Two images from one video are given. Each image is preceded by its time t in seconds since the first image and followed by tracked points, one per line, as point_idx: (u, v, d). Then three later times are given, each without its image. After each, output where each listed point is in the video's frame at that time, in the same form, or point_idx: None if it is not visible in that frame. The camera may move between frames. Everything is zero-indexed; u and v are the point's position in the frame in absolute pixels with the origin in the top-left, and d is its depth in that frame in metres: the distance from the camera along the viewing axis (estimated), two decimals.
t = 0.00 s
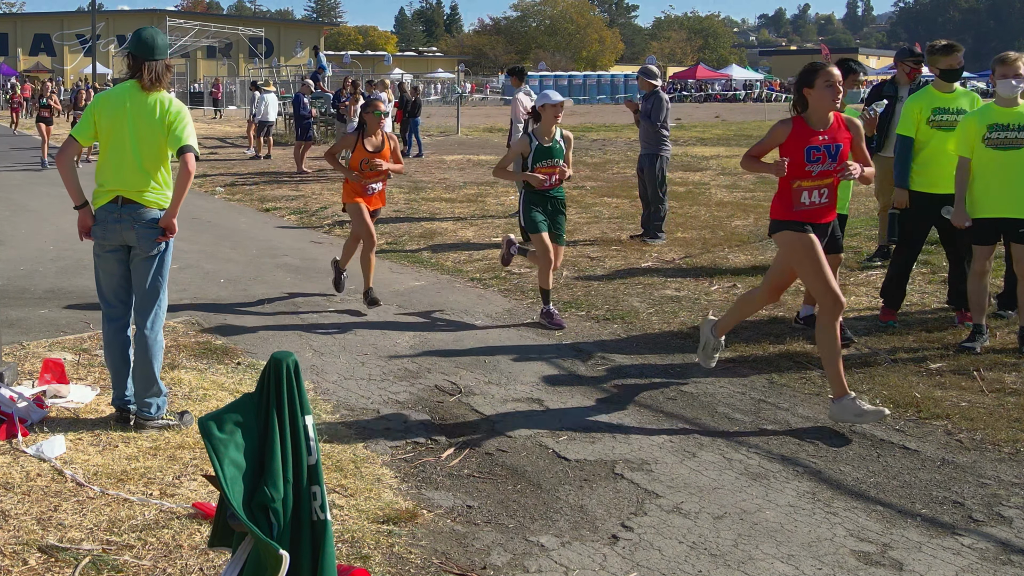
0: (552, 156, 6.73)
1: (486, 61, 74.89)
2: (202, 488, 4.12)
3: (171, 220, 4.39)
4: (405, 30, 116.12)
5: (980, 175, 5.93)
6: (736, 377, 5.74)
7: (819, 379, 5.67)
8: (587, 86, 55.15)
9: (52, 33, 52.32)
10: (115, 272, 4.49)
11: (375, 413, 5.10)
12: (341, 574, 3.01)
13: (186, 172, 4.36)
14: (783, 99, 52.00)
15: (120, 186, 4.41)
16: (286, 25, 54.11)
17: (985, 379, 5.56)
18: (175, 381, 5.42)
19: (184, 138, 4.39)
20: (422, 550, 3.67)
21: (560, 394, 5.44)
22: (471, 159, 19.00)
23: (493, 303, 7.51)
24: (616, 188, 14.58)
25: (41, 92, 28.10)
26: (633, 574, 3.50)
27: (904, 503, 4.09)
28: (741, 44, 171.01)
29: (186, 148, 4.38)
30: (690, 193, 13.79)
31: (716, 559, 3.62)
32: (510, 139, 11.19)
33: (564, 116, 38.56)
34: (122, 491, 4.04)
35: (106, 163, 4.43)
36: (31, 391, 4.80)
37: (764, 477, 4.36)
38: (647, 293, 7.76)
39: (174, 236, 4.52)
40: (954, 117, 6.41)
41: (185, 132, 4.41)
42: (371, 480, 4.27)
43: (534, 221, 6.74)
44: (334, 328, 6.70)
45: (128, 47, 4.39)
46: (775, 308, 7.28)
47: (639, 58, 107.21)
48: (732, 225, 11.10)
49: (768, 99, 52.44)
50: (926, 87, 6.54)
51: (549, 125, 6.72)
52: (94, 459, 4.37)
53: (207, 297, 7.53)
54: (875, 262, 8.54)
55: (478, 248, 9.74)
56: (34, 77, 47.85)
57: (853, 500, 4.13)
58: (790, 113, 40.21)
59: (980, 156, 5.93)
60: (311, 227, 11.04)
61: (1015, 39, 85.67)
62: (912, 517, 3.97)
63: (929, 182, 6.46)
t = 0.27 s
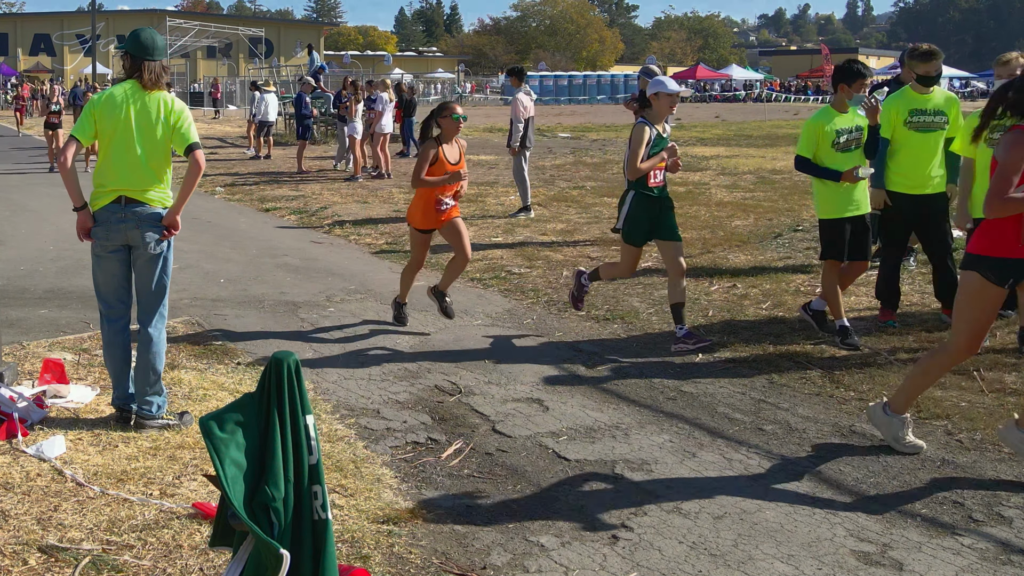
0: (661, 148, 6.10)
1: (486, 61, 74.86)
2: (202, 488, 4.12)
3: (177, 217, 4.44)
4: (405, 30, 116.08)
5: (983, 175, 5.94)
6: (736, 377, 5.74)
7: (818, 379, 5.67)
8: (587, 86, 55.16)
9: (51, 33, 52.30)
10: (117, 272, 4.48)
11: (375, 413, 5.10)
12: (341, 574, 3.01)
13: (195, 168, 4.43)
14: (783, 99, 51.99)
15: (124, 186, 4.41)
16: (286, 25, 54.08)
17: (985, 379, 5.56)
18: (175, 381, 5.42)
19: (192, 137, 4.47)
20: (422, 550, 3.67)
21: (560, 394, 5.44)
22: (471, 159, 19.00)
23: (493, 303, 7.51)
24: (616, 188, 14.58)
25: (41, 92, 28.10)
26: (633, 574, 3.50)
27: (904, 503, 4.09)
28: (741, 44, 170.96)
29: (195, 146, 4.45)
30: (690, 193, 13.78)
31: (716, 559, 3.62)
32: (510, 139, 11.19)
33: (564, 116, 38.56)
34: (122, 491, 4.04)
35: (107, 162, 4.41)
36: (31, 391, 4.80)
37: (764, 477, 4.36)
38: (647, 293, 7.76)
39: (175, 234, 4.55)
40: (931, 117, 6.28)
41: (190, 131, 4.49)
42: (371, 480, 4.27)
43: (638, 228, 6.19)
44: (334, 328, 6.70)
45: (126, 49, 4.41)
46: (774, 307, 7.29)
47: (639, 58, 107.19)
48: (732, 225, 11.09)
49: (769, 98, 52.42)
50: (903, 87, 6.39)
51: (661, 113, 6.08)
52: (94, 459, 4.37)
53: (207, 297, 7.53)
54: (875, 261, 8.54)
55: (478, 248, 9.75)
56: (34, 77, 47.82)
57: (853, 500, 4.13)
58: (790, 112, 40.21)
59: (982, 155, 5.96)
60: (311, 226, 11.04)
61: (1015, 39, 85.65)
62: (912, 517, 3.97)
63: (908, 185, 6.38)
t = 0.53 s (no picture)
0: (801, 164, 5.38)
1: (486, 61, 74.84)
2: (202, 488, 4.12)
3: (177, 216, 4.46)
4: (405, 30, 116.05)
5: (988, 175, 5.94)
6: (736, 377, 5.74)
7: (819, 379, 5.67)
8: (587, 86, 55.18)
9: (51, 33, 52.28)
10: (117, 273, 4.49)
11: (375, 413, 5.10)
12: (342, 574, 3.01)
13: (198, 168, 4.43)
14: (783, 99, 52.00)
15: (126, 186, 4.40)
16: (286, 25, 54.06)
17: (984, 379, 5.56)
18: (175, 381, 5.42)
19: (193, 138, 4.47)
20: (422, 550, 3.67)
21: (560, 394, 5.44)
22: (471, 159, 19.00)
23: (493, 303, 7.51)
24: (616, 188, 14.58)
25: (42, 92, 28.10)
26: (633, 574, 3.50)
27: (904, 503, 4.09)
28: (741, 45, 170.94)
29: (196, 146, 4.45)
30: (690, 193, 13.78)
31: (716, 559, 3.62)
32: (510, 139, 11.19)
33: (565, 116, 38.55)
34: (122, 491, 4.04)
35: (108, 163, 4.40)
36: (31, 391, 4.80)
37: (764, 477, 4.36)
38: (647, 293, 7.76)
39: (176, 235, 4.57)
40: (921, 116, 6.38)
41: (191, 132, 4.49)
42: (371, 480, 4.26)
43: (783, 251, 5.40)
44: (334, 328, 6.70)
45: (124, 51, 4.41)
46: (774, 307, 7.29)
47: (639, 58, 107.19)
48: (732, 225, 11.10)
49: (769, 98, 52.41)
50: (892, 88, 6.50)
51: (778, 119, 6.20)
52: (94, 459, 4.37)
53: (207, 297, 7.53)
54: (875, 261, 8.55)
55: (478, 248, 9.75)
56: (34, 77, 47.82)
57: (853, 500, 4.13)
58: (790, 112, 40.21)
59: (988, 157, 5.96)
60: (311, 226, 11.04)
61: (1015, 40, 85.65)
62: (912, 517, 3.97)
63: (902, 184, 6.50)
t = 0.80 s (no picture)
0: (994, 190, 4.77)
1: (486, 61, 74.82)
2: (202, 488, 4.12)
3: (177, 216, 4.46)
4: (405, 31, 116.04)
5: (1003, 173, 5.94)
6: (736, 377, 5.74)
7: (818, 379, 5.67)
8: (587, 86, 55.18)
9: (51, 33, 52.27)
10: (116, 272, 4.47)
11: (375, 413, 5.10)
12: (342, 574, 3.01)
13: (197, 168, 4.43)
14: (783, 99, 52.00)
15: (124, 186, 4.40)
16: (286, 25, 54.04)
17: (984, 380, 5.56)
18: (175, 381, 5.42)
19: (192, 139, 4.50)
20: (422, 550, 3.67)
21: (560, 394, 5.44)
22: (470, 159, 19.00)
23: (493, 303, 7.51)
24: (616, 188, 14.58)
25: (41, 92, 28.10)
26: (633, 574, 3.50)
27: (904, 503, 4.09)
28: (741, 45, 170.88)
29: (196, 146, 4.48)
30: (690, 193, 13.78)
31: (716, 559, 3.62)
32: (510, 139, 11.19)
33: (565, 116, 38.54)
34: (122, 491, 4.04)
35: (107, 162, 4.40)
36: (31, 391, 4.80)
37: (764, 477, 4.36)
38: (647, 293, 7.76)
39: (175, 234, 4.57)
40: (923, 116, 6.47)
41: (190, 132, 4.52)
42: (371, 480, 4.27)
43: (965, 288, 4.65)
44: (334, 328, 6.70)
45: (122, 52, 4.41)
46: (774, 307, 7.28)
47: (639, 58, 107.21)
48: (732, 225, 11.10)
49: (768, 98, 52.41)
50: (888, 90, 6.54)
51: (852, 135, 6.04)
52: (94, 459, 4.37)
53: (207, 297, 7.53)
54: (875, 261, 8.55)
55: (478, 248, 9.75)
56: (34, 77, 47.82)
57: (853, 500, 4.13)
58: (790, 112, 40.21)
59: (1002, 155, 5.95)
60: (311, 226, 11.04)
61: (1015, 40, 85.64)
62: (912, 517, 3.97)
63: (909, 184, 6.55)
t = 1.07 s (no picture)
0: None
1: (486, 61, 74.79)
2: (202, 488, 4.12)
3: (173, 217, 4.45)
4: (406, 30, 115.97)
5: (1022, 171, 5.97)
6: (737, 377, 5.74)
7: (819, 379, 5.67)
8: (587, 85, 55.20)
9: (52, 33, 52.26)
10: (116, 271, 4.47)
11: (375, 412, 5.10)
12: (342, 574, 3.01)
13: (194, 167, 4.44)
14: (783, 99, 51.99)
15: (124, 186, 4.40)
16: (286, 25, 54.03)
17: (984, 380, 5.56)
18: (175, 381, 5.42)
19: (189, 139, 4.49)
20: (422, 550, 3.67)
21: (560, 394, 5.44)
22: (470, 159, 19.00)
23: (493, 303, 7.51)
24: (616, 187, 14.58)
25: (41, 92, 28.10)
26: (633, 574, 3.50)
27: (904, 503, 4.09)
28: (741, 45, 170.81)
29: (193, 147, 4.47)
30: (690, 193, 13.78)
31: (716, 559, 3.62)
32: (511, 139, 11.19)
33: (565, 116, 38.55)
34: (122, 491, 4.04)
35: (105, 162, 4.40)
36: (31, 391, 4.80)
37: (765, 477, 4.36)
38: (647, 293, 7.76)
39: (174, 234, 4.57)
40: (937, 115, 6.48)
41: (186, 133, 4.50)
42: (371, 480, 4.26)
43: None
44: (334, 328, 6.70)
45: (121, 52, 4.41)
46: (774, 307, 7.29)
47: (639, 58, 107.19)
48: (732, 225, 11.10)
49: (769, 98, 52.40)
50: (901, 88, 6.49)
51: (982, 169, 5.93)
52: (94, 459, 4.37)
53: (207, 297, 7.53)
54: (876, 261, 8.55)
55: (478, 248, 9.75)
56: (34, 77, 47.83)
57: (853, 500, 4.13)
58: (791, 112, 40.21)
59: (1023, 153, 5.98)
60: (311, 226, 11.04)
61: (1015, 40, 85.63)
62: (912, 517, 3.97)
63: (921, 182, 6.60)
